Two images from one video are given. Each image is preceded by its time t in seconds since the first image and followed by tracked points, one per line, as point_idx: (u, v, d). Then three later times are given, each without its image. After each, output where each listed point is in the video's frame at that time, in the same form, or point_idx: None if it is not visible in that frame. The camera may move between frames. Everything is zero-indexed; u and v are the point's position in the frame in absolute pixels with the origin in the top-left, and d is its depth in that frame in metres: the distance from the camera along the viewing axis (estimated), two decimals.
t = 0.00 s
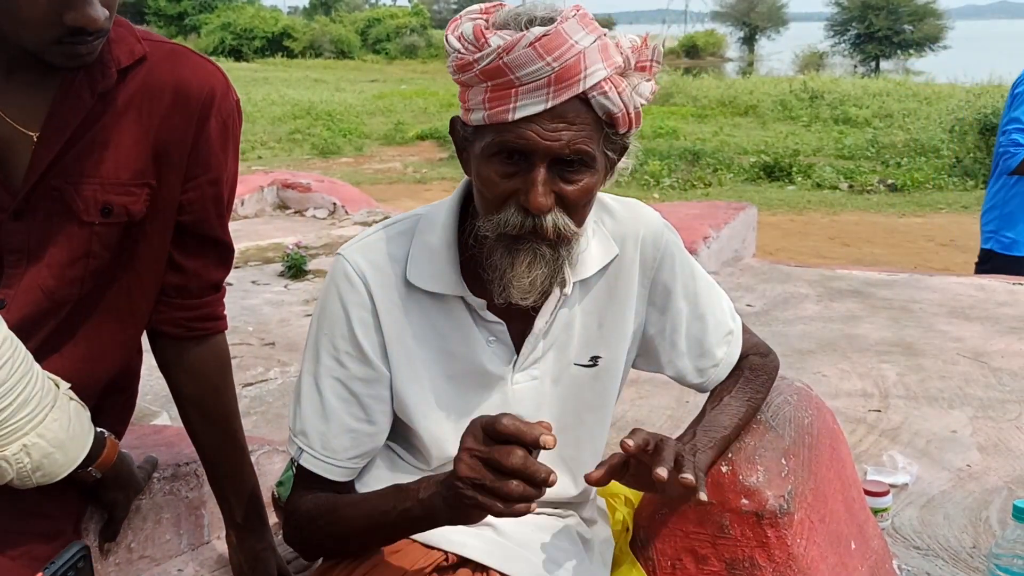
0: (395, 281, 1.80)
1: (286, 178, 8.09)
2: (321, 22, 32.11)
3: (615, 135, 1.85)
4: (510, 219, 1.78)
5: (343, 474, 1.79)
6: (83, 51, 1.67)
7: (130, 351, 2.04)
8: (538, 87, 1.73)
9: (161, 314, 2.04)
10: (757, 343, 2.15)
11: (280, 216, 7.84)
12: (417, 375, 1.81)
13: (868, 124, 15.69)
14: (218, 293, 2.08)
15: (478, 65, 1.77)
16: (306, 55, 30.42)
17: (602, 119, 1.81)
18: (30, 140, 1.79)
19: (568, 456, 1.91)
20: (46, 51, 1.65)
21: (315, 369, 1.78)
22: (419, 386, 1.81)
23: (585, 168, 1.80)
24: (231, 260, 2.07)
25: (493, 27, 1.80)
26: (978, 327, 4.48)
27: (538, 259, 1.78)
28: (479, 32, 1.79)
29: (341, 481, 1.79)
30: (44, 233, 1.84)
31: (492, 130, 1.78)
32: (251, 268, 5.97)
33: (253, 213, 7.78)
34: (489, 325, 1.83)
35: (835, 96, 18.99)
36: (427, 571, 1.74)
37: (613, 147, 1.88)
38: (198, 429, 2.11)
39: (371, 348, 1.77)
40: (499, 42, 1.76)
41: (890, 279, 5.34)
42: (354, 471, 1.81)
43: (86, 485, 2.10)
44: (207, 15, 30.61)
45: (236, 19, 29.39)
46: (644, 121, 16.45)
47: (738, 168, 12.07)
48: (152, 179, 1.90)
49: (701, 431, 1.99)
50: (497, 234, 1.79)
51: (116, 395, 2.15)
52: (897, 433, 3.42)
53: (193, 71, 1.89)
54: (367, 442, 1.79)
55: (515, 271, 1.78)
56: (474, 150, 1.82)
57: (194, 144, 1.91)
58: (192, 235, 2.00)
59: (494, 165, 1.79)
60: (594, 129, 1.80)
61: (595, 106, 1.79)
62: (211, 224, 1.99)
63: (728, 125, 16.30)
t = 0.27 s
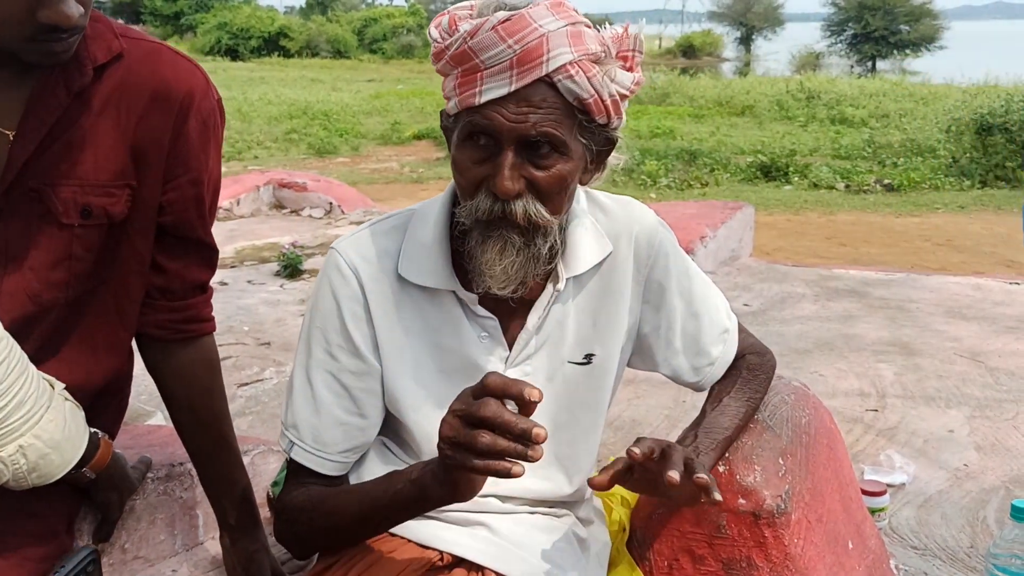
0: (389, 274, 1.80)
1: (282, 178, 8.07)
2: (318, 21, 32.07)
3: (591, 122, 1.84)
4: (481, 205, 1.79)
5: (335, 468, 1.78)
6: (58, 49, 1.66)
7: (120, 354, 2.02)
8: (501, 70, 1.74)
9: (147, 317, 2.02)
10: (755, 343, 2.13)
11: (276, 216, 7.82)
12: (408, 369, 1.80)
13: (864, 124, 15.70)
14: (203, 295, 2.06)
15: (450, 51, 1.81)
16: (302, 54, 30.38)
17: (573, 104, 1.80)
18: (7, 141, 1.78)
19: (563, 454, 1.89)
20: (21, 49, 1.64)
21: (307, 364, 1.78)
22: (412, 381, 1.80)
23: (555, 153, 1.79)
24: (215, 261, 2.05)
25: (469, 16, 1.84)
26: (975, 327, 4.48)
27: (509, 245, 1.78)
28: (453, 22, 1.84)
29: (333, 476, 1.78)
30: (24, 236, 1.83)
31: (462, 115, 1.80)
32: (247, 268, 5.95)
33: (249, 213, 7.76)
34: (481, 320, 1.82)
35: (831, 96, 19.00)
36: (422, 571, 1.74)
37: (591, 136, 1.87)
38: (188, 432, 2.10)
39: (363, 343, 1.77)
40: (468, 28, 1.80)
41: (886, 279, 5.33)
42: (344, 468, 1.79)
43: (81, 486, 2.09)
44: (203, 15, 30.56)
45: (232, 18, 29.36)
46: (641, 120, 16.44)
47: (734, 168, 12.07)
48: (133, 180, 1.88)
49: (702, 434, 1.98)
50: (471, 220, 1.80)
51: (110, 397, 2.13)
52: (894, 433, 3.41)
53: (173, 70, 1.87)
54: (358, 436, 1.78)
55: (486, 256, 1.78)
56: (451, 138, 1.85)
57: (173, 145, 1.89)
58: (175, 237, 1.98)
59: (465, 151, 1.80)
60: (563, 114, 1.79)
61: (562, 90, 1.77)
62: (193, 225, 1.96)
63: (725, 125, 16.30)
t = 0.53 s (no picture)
0: (377, 274, 1.78)
1: (273, 178, 8.03)
2: (310, 21, 31.99)
3: (576, 113, 1.82)
4: (466, 198, 1.78)
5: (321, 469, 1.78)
6: None
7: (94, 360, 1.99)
8: (482, 60, 1.73)
9: (112, 324, 1.97)
10: (745, 343, 2.13)
11: (266, 216, 7.79)
12: (397, 369, 1.79)
13: (856, 124, 15.73)
14: (173, 302, 1.98)
15: (433, 46, 1.81)
16: (294, 54, 30.31)
17: (557, 95, 1.78)
18: None
19: (553, 454, 1.88)
20: None
21: (293, 365, 1.77)
22: (400, 380, 1.79)
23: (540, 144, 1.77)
24: (181, 269, 1.96)
25: (452, 10, 1.84)
26: (965, 327, 4.48)
27: (496, 238, 1.76)
28: (436, 17, 1.84)
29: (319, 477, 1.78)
30: None
31: (447, 109, 1.79)
32: (236, 268, 5.92)
33: (239, 212, 7.72)
34: (469, 319, 1.81)
35: (823, 96, 19.03)
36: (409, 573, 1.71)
37: (577, 128, 1.85)
38: (167, 436, 2.06)
39: (350, 344, 1.75)
40: (449, 23, 1.80)
41: (877, 279, 5.33)
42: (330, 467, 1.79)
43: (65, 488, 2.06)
44: (194, 14, 30.46)
45: (224, 18, 29.27)
46: (633, 120, 16.44)
47: (726, 168, 12.08)
48: (90, 185, 1.86)
49: (700, 436, 1.97)
50: (457, 214, 1.79)
51: (90, 397, 2.06)
52: (884, 432, 3.41)
53: (125, 73, 1.83)
54: (346, 436, 1.77)
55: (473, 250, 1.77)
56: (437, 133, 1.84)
57: (126, 150, 1.85)
58: (135, 246, 1.92)
59: (451, 144, 1.79)
60: (547, 104, 1.77)
61: (544, 80, 1.75)
62: (149, 232, 1.89)
63: (717, 125, 16.31)
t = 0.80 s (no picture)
0: (362, 278, 1.79)
1: (261, 178, 8.01)
2: (299, 20, 31.91)
3: (558, 121, 1.82)
4: (448, 206, 1.78)
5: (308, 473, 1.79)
6: None
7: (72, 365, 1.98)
8: (464, 68, 1.73)
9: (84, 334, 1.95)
10: (732, 347, 2.13)
11: (255, 216, 7.77)
12: (381, 374, 1.80)
13: (844, 125, 15.80)
14: (141, 316, 1.94)
15: (415, 52, 1.81)
16: (283, 53, 30.22)
17: (539, 103, 1.78)
18: None
19: (539, 458, 1.88)
20: None
21: (276, 370, 1.78)
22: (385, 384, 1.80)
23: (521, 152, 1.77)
24: (145, 284, 1.91)
25: (435, 16, 1.84)
26: (952, 328, 4.51)
27: (477, 247, 1.76)
28: (419, 22, 1.83)
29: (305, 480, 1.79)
30: None
31: (429, 116, 1.79)
32: (225, 269, 5.90)
33: (228, 213, 7.69)
34: (453, 323, 1.81)
35: (811, 97, 19.10)
36: None
37: (560, 135, 1.85)
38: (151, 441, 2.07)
39: (333, 349, 1.76)
40: (432, 29, 1.80)
41: (865, 280, 5.36)
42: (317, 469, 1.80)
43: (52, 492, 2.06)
44: (182, 13, 30.34)
45: (212, 16, 29.16)
46: (623, 120, 16.46)
47: (715, 169, 12.11)
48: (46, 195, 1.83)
49: (686, 443, 1.97)
50: (439, 222, 1.79)
51: (77, 402, 2.07)
52: (871, 434, 3.43)
53: (76, 83, 1.80)
54: (331, 439, 1.79)
55: (455, 259, 1.77)
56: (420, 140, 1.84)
57: (78, 162, 1.81)
58: (94, 260, 1.88)
59: (432, 151, 1.79)
60: (528, 112, 1.77)
61: (525, 88, 1.76)
62: (105, 246, 1.85)
63: (706, 126, 16.35)
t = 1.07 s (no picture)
0: (353, 287, 1.78)
1: (252, 180, 7.99)
2: (290, 21, 31.84)
3: (548, 131, 1.82)
4: (439, 219, 1.77)
5: (299, 485, 1.77)
6: None
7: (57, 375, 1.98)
8: (453, 82, 1.73)
9: (70, 344, 1.95)
10: (721, 350, 2.13)
11: (246, 219, 7.75)
12: (375, 385, 1.79)
13: (834, 124, 15.84)
14: (124, 324, 1.94)
15: (403, 64, 1.80)
16: (274, 54, 30.15)
17: (529, 114, 1.78)
18: None
19: (530, 463, 1.88)
20: None
21: (268, 382, 1.76)
22: (377, 394, 1.79)
23: (512, 164, 1.77)
24: (127, 292, 1.91)
25: (422, 27, 1.83)
26: (941, 328, 4.52)
27: (471, 260, 1.76)
28: (406, 32, 1.82)
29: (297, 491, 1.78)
30: None
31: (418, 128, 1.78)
32: (215, 272, 5.89)
33: (218, 215, 7.67)
34: (445, 331, 1.81)
35: (802, 96, 19.15)
36: None
37: (549, 144, 1.86)
38: (140, 450, 2.07)
39: (326, 358, 1.75)
40: (420, 40, 1.79)
41: (855, 280, 5.38)
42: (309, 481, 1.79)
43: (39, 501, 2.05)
44: (173, 14, 30.26)
45: (203, 18, 29.10)
46: (614, 120, 16.48)
47: (707, 169, 12.13)
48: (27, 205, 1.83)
49: (671, 448, 1.98)
50: (431, 234, 1.78)
51: (63, 410, 2.05)
52: (861, 435, 3.44)
53: (54, 93, 1.78)
54: (324, 450, 1.77)
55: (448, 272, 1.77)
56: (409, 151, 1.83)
57: (58, 172, 1.81)
58: (76, 269, 1.88)
59: (423, 164, 1.78)
60: (519, 124, 1.77)
61: (516, 100, 1.76)
62: (88, 256, 1.85)
63: (698, 125, 16.37)
